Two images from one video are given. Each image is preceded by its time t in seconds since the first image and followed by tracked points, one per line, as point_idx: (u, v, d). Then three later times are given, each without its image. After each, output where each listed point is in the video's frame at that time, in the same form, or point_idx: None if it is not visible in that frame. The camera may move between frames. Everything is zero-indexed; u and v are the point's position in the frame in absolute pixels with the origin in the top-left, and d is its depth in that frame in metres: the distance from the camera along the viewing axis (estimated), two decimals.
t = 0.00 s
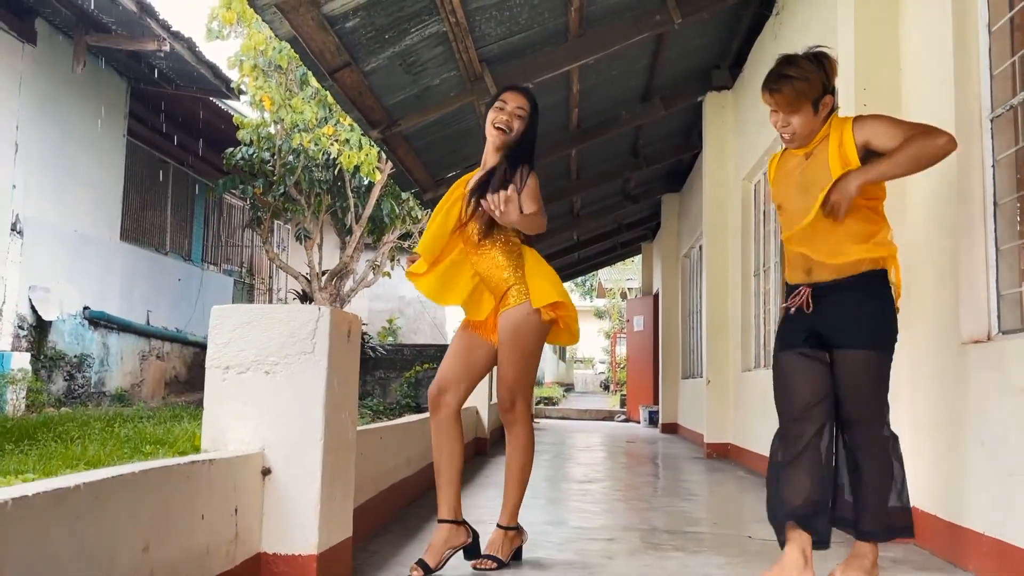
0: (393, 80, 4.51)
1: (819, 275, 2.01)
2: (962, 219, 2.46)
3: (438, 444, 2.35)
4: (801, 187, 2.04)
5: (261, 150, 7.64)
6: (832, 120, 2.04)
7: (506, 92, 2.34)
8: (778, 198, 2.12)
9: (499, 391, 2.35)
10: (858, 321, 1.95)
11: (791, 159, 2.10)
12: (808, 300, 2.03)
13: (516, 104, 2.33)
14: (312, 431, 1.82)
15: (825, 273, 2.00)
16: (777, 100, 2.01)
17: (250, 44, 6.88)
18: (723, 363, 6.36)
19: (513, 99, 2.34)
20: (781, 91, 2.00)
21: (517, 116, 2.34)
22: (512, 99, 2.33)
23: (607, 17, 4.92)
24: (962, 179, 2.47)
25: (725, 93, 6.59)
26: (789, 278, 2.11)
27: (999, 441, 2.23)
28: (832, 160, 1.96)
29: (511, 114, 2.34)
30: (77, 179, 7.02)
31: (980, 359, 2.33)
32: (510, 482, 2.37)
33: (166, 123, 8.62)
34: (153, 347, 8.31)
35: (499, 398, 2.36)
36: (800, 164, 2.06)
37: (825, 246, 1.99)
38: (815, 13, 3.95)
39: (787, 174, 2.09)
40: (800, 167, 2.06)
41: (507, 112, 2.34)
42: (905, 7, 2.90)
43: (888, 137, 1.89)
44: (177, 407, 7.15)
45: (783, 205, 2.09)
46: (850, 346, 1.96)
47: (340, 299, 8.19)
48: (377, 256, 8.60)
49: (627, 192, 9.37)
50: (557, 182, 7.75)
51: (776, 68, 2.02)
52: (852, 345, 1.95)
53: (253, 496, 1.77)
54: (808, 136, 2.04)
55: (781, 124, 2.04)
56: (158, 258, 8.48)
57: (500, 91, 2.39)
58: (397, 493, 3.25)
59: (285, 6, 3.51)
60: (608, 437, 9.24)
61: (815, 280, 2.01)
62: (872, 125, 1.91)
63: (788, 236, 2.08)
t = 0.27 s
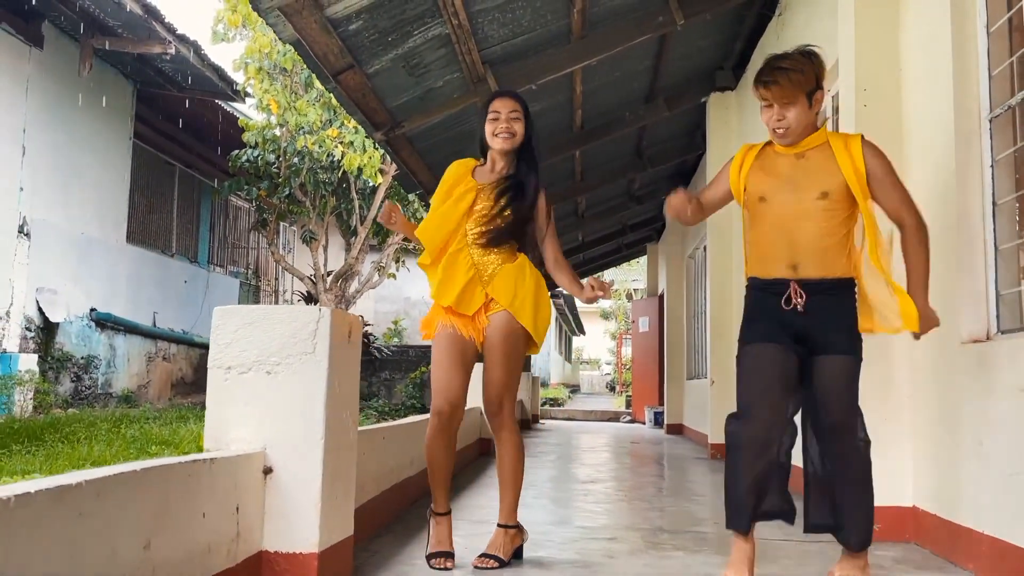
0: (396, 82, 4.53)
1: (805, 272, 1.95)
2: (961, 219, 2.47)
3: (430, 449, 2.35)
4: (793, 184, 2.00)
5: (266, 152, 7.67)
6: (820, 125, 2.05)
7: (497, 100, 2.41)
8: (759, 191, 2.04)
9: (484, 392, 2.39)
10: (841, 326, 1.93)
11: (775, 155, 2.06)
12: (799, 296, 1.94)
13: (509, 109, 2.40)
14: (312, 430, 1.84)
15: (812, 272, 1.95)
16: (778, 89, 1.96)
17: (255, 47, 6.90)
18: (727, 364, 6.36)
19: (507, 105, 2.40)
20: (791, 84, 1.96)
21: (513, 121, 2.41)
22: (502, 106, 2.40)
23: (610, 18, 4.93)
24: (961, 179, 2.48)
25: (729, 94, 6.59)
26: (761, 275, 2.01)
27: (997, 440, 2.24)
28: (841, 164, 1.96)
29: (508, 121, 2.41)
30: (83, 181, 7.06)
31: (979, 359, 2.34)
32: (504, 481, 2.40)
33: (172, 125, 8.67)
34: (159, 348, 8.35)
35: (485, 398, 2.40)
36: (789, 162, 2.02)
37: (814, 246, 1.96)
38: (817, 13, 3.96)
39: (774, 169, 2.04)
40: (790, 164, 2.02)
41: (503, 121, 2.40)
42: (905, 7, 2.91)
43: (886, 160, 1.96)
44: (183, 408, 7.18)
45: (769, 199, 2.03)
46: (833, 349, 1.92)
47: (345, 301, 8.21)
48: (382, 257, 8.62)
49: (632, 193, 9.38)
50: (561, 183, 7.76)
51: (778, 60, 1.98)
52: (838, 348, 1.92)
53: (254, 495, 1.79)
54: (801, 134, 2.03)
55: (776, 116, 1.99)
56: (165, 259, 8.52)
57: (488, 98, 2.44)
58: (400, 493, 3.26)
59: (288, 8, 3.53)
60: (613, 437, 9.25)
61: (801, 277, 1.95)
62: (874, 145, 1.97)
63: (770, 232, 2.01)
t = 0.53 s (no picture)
0: (397, 83, 4.54)
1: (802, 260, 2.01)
2: (959, 220, 2.47)
3: (425, 452, 2.33)
4: (794, 169, 2.06)
5: (268, 153, 7.69)
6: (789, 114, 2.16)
7: (475, 98, 2.46)
8: (766, 177, 2.05)
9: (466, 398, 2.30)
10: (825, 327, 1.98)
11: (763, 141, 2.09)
12: (785, 286, 1.96)
13: (491, 105, 2.45)
14: (310, 431, 1.85)
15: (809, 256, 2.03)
16: (765, 64, 2.04)
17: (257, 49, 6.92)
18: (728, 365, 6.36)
19: (488, 99, 2.46)
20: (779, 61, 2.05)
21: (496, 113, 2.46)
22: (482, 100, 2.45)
23: (611, 20, 4.95)
24: (959, 180, 2.48)
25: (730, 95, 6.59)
26: (757, 261, 2.02)
27: (995, 442, 2.23)
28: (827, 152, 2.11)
29: (491, 114, 2.45)
30: (86, 182, 7.08)
31: (976, 360, 2.34)
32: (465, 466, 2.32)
33: (175, 127, 8.69)
34: (162, 349, 8.38)
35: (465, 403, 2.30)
36: (785, 146, 2.07)
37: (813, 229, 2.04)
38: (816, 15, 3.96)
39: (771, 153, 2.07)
40: (785, 149, 2.07)
41: (486, 116, 2.45)
42: (903, 8, 2.91)
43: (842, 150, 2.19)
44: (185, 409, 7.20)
45: (777, 183, 2.05)
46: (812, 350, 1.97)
47: (347, 302, 8.22)
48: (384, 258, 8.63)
49: (634, 194, 9.38)
50: (563, 184, 7.76)
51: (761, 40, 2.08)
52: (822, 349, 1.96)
53: (252, 496, 1.80)
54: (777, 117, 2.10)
55: (766, 86, 2.07)
56: (167, 261, 8.54)
57: (465, 95, 2.48)
58: (400, 494, 3.27)
59: (289, 11, 3.54)
60: (615, 439, 9.24)
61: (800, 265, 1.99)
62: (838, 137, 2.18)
63: (778, 217, 2.03)
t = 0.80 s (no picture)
0: (396, 85, 4.55)
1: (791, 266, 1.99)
2: (953, 223, 2.48)
3: (414, 447, 2.37)
4: (786, 173, 2.02)
5: (268, 155, 7.70)
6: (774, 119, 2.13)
7: (467, 97, 2.45)
8: (758, 183, 1.99)
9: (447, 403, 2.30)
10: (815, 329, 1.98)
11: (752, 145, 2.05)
12: (785, 290, 1.96)
13: (478, 104, 2.46)
14: (303, 432, 1.86)
15: (800, 262, 2.00)
16: (747, 76, 2.01)
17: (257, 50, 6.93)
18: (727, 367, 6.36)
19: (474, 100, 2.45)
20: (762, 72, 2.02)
21: (484, 112, 2.46)
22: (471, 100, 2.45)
23: (609, 22, 4.96)
24: (953, 182, 2.49)
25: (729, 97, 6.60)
26: (747, 265, 1.99)
27: (988, 444, 2.24)
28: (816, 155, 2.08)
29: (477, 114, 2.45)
30: (86, 184, 7.10)
31: (969, 362, 2.35)
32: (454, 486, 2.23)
33: (175, 128, 8.71)
34: (162, 350, 8.39)
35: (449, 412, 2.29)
36: (774, 151, 2.04)
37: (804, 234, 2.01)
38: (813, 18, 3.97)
39: (761, 159, 2.02)
40: (773, 155, 2.04)
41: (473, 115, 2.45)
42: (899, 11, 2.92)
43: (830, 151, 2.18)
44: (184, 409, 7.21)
45: (770, 189, 2.00)
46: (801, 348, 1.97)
47: (347, 303, 8.22)
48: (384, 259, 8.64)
49: (633, 195, 9.39)
50: (562, 186, 7.77)
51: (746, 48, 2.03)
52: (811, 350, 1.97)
53: (245, 496, 1.81)
54: (762, 127, 2.07)
55: (741, 104, 2.05)
56: (167, 261, 8.55)
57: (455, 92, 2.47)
58: (396, 495, 3.28)
59: (287, 13, 3.55)
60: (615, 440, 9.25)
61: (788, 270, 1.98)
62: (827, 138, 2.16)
63: (771, 223, 1.99)
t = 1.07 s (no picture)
0: (392, 86, 4.56)
1: (783, 273, 1.97)
2: (943, 225, 2.49)
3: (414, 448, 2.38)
4: (769, 183, 2.03)
5: (266, 155, 7.70)
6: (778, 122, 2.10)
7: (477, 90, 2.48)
8: (738, 195, 2.07)
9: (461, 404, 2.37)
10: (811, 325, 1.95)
11: (744, 159, 2.10)
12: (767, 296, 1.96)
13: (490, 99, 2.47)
14: (295, 432, 1.87)
15: (796, 268, 1.97)
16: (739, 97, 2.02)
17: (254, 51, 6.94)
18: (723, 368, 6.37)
19: (484, 95, 2.46)
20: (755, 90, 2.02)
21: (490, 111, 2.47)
22: (482, 94, 2.47)
23: (605, 23, 4.97)
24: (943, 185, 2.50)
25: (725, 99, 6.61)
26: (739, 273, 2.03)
27: (979, 445, 2.25)
28: (809, 156, 2.00)
29: (484, 109, 2.47)
30: (84, 184, 7.11)
31: (960, 364, 2.36)
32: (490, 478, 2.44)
33: (173, 129, 8.71)
34: (159, 350, 8.39)
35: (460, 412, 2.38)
36: (764, 161, 2.05)
37: (797, 241, 1.98)
38: (807, 21, 3.98)
39: (747, 172, 2.07)
40: (760, 165, 2.06)
41: (479, 108, 2.46)
42: (891, 14, 2.93)
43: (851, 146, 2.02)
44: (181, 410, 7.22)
45: (747, 201, 2.05)
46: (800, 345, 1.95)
47: (345, 304, 8.23)
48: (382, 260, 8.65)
49: (631, 196, 9.40)
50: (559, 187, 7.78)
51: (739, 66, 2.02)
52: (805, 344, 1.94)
53: (237, 496, 1.82)
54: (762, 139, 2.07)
55: (738, 119, 2.05)
56: (165, 262, 8.56)
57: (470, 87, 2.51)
58: (391, 495, 3.29)
59: (283, 15, 3.56)
60: (613, 441, 9.26)
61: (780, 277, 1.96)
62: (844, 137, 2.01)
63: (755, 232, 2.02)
